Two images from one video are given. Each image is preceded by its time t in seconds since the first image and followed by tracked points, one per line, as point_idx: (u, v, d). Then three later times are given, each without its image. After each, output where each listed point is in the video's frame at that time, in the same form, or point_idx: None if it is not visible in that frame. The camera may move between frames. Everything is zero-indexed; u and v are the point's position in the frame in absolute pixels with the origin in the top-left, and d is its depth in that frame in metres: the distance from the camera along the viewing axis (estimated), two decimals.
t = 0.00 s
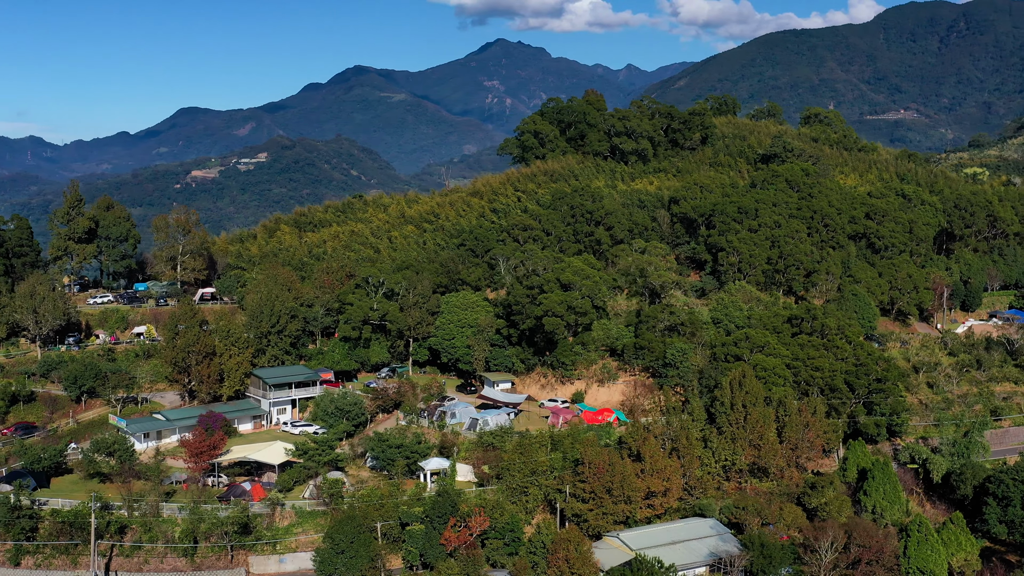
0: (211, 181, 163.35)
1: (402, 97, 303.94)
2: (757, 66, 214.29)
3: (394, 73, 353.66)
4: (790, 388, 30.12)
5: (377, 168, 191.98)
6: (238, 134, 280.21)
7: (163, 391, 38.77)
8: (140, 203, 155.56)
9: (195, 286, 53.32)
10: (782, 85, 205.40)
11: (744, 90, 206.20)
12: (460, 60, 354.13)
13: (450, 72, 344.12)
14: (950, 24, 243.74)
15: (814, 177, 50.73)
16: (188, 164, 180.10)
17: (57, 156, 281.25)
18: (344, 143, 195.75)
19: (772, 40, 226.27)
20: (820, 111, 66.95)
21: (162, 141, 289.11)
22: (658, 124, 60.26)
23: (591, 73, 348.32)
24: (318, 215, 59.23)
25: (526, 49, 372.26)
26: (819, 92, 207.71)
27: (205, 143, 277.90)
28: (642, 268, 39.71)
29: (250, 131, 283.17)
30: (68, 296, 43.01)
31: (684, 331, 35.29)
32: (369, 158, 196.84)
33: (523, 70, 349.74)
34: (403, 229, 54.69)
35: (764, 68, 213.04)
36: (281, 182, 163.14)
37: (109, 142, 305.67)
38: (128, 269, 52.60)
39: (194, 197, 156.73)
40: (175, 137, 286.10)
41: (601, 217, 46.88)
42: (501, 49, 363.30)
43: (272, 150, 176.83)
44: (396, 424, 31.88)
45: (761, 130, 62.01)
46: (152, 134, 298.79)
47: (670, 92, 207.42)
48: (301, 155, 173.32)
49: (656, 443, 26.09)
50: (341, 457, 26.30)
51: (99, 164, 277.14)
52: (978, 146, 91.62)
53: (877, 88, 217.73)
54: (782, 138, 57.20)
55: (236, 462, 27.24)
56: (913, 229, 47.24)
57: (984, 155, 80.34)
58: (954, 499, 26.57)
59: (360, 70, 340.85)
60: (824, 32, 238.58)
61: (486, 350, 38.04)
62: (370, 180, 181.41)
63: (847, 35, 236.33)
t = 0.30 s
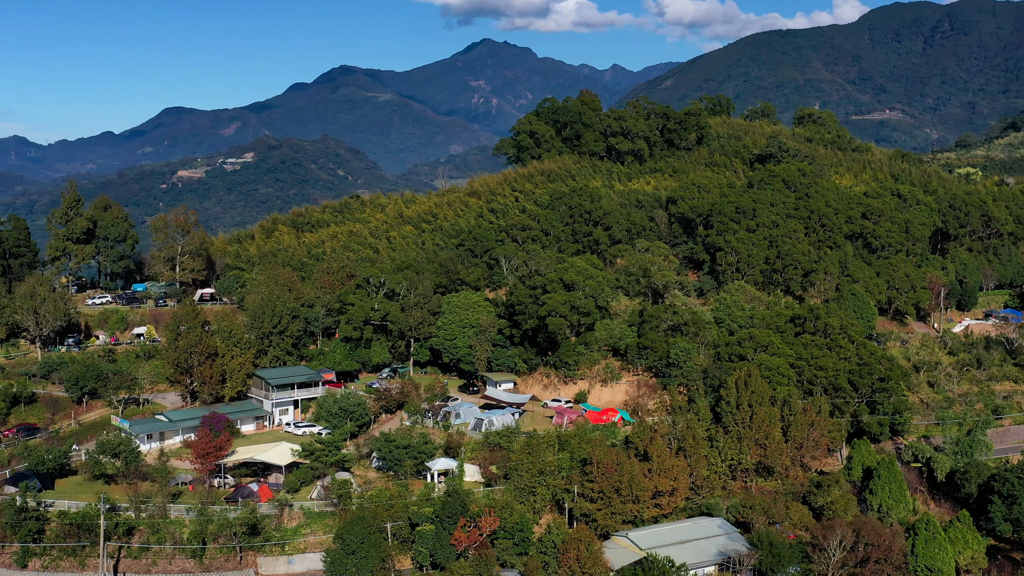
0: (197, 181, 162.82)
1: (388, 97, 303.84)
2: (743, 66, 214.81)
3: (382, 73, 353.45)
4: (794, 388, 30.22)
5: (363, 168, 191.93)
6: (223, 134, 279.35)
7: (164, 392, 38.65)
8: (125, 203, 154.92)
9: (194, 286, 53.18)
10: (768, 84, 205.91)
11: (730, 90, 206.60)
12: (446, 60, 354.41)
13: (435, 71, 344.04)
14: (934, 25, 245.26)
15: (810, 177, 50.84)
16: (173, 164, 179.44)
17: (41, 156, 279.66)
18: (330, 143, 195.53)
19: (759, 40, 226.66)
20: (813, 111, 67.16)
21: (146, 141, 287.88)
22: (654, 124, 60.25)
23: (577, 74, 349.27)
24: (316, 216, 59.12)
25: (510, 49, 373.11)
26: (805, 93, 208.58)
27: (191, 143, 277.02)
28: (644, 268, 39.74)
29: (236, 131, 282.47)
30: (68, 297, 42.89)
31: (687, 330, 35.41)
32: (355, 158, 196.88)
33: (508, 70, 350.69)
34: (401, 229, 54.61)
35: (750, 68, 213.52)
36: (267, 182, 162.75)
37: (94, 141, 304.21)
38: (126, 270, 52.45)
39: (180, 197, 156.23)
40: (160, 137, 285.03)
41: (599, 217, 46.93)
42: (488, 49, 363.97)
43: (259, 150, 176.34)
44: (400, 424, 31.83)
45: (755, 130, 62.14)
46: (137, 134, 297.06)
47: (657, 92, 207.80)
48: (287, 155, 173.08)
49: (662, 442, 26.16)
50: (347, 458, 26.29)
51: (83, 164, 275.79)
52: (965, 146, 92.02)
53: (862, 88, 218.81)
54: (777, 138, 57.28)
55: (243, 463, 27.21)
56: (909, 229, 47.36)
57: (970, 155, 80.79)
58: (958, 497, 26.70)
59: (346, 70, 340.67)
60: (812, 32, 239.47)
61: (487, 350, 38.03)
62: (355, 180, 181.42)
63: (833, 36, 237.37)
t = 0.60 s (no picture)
0: (183, 180, 162.26)
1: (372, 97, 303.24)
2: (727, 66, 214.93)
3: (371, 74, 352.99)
4: (797, 387, 30.35)
5: (347, 168, 191.62)
6: (206, 134, 278.28)
7: (166, 393, 38.54)
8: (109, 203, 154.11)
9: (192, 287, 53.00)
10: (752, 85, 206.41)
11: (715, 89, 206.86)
12: (431, 61, 354.20)
13: (420, 70, 343.67)
14: (918, 25, 246.43)
15: (806, 177, 51.01)
16: (158, 163, 178.49)
17: (23, 156, 277.85)
18: (314, 143, 195.02)
19: (744, 40, 226.84)
20: (806, 112, 67.37)
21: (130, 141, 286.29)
22: (649, 124, 60.38)
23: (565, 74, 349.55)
24: (313, 216, 58.97)
25: (496, 49, 373.15)
26: (789, 92, 207.46)
27: (177, 142, 275.90)
28: (646, 268, 39.85)
29: (220, 131, 282.02)
30: (68, 297, 42.73)
31: (690, 330, 35.53)
32: (340, 158, 196.65)
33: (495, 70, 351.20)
34: (398, 229, 54.54)
35: (733, 70, 213.48)
36: (253, 182, 162.15)
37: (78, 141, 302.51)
38: (124, 271, 52.26)
39: (165, 197, 155.60)
40: (143, 138, 283.70)
41: (596, 217, 47.05)
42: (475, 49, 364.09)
43: (245, 150, 175.65)
44: (405, 424, 31.69)
45: (749, 130, 62.29)
46: (119, 134, 294.99)
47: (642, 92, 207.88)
48: (273, 155, 172.79)
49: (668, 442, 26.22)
50: (353, 459, 26.28)
51: (66, 164, 274.16)
52: (950, 147, 92.39)
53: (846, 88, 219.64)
54: (772, 138, 57.39)
55: (248, 463, 27.11)
56: (905, 228, 47.55)
57: (957, 155, 81.16)
58: (961, 495, 26.86)
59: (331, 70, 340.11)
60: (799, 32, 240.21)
61: (489, 350, 38.03)
62: (341, 180, 181.15)
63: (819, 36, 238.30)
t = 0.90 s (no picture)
0: (167, 181, 161.58)
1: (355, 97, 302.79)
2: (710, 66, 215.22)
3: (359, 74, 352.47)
4: (799, 387, 30.46)
5: (331, 168, 191.23)
6: (189, 134, 277.25)
7: (166, 394, 38.38)
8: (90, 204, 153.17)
9: (189, 287, 52.80)
10: (735, 85, 206.67)
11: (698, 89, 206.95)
12: (414, 61, 353.92)
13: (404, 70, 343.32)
14: (900, 26, 247.86)
15: (800, 177, 51.14)
16: (140, 164, 177.55)
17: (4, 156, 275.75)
18: (297, 143, 194.51)
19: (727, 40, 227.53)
20: (797, 112, 67.61)
21: (111, 140, 284.49)
22: (643, 124, 60.54)
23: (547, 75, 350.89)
24: (309, 216, 58.81)
25: (479, 49, 373.66)
26: (772, 92, 207.65)
27: (161, 142, 274.56)
28: (646, 267, 39.98)
29: (204, 131, 280.87)
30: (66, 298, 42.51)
31: (692, 330, 35.64)
32: (323, 158, 196.33)
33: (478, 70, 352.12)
34: (395, 229, 54.49)
35: (716, 70, 213.97)
36: (237, 181, 161.42)
37: (61, 140, 300.56)
38: (120, 271, 52.01)
39: (149, 198, 154.84)
40: (125, 138, 282.10)
41: (593, 217, 47.14)
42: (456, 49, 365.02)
43: (228, 150, 174.97)
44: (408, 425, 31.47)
45: (742, 130, 62.44)
46: (100, 134, 292.92)
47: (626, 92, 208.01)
48: (257, 155, 172.37)
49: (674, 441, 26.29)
50: (358, 459, 26.27)
51: (48, 164, 272.25)
52: (935, 147, 92.86)
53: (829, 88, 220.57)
54: (765, 138, 57.52)
55: (253, 464, 27.07)
56: (899, 228, 47.77)
57: (941, 155, 81.55)
58: (964, 493, 27.04)
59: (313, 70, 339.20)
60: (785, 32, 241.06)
61: (489, 350, 38.00)
62: (325, 180, 180.79)
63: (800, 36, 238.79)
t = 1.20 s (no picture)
0: (149, 181, 160.83)
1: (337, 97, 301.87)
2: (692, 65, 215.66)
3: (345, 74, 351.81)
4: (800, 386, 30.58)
5: (314, 168, 190.88)
6: (172, 134, 276.11)
7: (166, 395, 38.20)
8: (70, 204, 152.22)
9: (187, 288, 52.59)
10: (718, 85, 207.16)
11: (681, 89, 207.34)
12: (398, 61, 353.50)
13: (388, 70, 342.64)
14: (881, 27, 249.33)
15: (794, 176, 51.23)
16: (122, 164, 176.57)
17: None
18: (280, 143, 194.09)
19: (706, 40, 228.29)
20: (788, 111, 67.84)
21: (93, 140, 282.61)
22: (636, 124, 60.70)
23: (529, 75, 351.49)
24: (304, 216, 58.63)
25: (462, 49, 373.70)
26: (755, 92, 207.27)
27: (144, 142, 273.12)
28: (646, 267, 40.13)
29: (186, 131, 279.69)
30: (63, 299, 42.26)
31: (693, 330, 35.77)
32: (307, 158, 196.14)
33: (461, 70, 352.53)
34: (392, 229, 54.46)
35: (699, 70, 214.47)
36: (220, 181, 160.57)
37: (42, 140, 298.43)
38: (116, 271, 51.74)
39: (131, 197, 154.00)
40: (106, 138, 280.37)
41: (589, 217, 47.21)
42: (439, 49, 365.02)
43: (210, 150, 174.32)
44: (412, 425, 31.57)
45: (733, 130, 62.57)
46: (83, 134, 291.02)
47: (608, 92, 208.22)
48: (239, 155, 171.84)
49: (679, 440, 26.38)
50: (363, 460, 26.29)
51: (28, 164, 270.29)
52: (919, 147, 93.37)
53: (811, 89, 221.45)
54: (757, 138, 57.68)
55: (257, 465, 27.04)
56: (892, 228, 48.01)
57: (925, 155, 81.94)
58: (965, 491, 27.24)
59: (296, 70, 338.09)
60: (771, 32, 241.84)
61: (488, 351, 37.99)
62: (308, 180, 180.46)
63: (781, 37, 239.42)
